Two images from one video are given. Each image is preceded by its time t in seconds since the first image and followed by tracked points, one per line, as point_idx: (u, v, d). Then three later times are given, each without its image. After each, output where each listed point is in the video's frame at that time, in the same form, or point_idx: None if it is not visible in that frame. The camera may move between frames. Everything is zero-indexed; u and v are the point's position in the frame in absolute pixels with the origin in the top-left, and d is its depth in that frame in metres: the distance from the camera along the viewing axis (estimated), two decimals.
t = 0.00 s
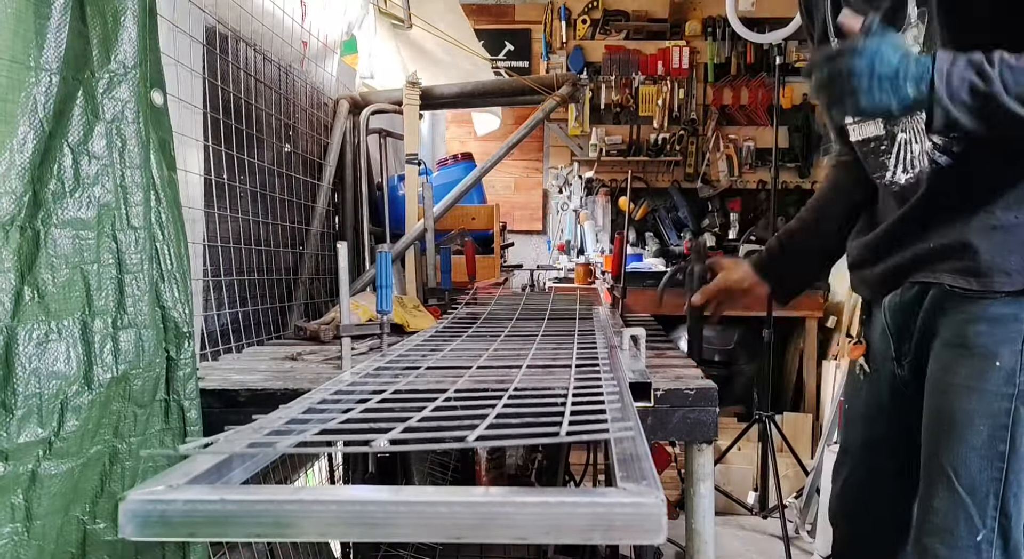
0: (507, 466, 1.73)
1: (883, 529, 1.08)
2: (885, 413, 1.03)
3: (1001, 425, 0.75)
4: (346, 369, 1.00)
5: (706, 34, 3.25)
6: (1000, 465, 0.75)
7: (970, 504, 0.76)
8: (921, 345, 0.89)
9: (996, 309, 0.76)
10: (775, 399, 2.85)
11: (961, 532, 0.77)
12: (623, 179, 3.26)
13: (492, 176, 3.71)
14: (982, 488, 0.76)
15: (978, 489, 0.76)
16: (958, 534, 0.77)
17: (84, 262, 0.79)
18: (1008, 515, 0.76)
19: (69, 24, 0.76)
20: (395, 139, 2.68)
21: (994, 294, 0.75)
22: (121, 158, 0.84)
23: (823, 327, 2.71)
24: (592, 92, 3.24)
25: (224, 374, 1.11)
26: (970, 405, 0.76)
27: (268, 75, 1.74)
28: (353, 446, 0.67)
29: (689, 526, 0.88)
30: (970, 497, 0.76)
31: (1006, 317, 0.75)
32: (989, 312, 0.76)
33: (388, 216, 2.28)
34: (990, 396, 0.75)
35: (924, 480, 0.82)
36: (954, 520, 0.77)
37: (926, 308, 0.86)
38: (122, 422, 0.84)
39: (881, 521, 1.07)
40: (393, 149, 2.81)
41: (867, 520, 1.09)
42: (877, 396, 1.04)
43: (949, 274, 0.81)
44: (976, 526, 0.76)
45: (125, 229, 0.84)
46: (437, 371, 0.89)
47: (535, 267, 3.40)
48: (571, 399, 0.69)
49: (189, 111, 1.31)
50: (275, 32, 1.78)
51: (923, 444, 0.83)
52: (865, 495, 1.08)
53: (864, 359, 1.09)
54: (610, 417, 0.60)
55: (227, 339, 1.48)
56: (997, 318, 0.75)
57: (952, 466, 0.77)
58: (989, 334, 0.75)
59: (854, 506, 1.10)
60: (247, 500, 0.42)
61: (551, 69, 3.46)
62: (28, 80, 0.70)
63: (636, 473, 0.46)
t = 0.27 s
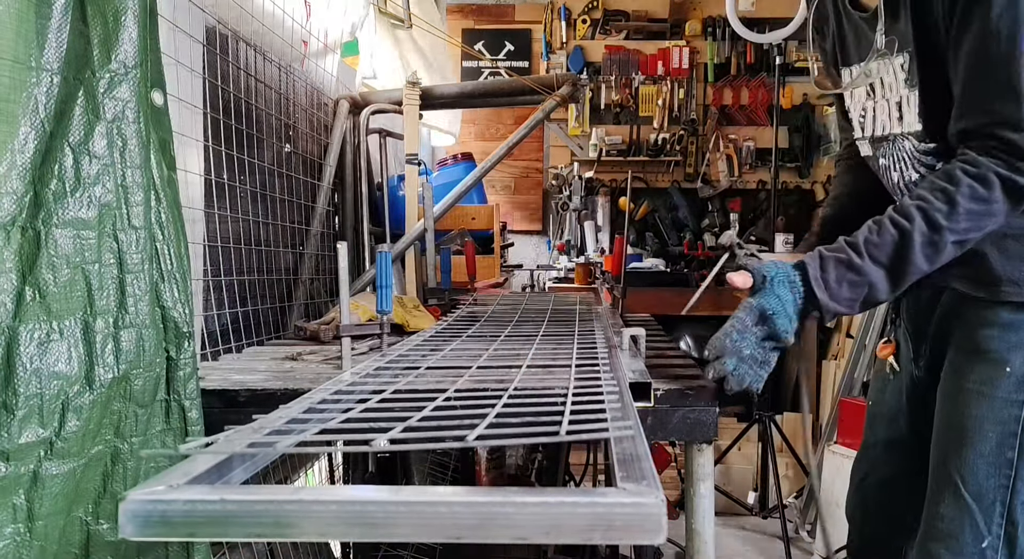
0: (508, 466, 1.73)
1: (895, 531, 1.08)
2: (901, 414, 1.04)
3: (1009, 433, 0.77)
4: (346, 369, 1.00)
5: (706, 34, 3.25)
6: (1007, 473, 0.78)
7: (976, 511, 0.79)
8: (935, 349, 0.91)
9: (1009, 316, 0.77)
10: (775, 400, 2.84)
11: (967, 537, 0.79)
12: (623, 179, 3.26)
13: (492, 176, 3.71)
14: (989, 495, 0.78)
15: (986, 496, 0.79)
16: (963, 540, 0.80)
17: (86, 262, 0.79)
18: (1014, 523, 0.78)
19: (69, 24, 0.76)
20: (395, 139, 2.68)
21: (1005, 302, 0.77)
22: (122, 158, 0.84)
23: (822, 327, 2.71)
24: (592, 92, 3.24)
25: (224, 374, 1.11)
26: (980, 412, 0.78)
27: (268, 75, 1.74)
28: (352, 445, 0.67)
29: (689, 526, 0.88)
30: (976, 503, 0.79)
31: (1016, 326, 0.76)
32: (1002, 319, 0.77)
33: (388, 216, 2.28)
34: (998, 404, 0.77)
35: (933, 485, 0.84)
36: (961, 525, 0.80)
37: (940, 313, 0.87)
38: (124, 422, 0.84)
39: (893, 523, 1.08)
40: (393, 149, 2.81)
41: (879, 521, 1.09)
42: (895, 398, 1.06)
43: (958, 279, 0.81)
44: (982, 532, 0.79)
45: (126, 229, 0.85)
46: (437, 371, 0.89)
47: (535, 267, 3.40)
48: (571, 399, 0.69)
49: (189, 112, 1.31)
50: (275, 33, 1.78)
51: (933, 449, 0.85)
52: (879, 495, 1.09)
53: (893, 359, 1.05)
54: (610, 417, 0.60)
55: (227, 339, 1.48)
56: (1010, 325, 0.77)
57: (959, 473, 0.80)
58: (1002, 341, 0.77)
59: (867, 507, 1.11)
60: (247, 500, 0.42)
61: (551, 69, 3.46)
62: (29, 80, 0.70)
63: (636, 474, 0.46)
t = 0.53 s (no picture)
0: (508, 466, 1.73)
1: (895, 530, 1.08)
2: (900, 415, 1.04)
3: (1006, 434, 0.77)
4: (346, 369, 1.00)
5: (706, 34, 3.25)
6: (1003, 474, 0.78)
7: (972, 513, 0.79)
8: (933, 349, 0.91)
9: (1007, 316, 0.77)
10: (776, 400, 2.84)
11: (963, 540, 0.80)
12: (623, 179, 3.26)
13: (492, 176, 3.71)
14: (985, 496, 0.78)
15: (982, 497, 0.79)
16: (959, 542, 0.80)
17: (86, 262, 0.79)
18: (1010, 525, 0.78)
19: (69, 23, 0.76)
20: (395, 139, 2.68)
21: (1001, 303, 0.77)
22: (121, 157, 0.84)
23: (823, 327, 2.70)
24: (592, 92, 3.24)
25: (223, 374, 1.12)
26: (977, 413, 0.78)
27: (268, 75, 1.74)
28: (353, 446, 0.67)
29: (689, 526, 0.88)
30: (973, 505, 0.79)
31: (1013, 327, 0.76)
32: (999, 320, 0.77)
33: (388, 216, 2.28)
34: (995, 405, 0.77)
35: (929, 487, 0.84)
36: (956, 528, 0.80)
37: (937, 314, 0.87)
38: (125, 422, 0.84)
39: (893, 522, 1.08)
40: (393, 149, 2.81)
41: (878, 520, 1.09)
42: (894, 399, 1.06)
43: (955, 279, 0.82)
44: (978, 536, 0.79)
45: (126, 229, 0.85)
46: (437, 371, 0.89)
47: (535, 267, 3.40)
48: (571, 399, 0.69)
49: (189, 111, 1.31)
50: (275, 33, 1.79)
51: (930, 451, 0.85)
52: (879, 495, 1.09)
53: (889, 359, 1.08)
54: (610, 418, 0.60)
55: (227, 339, 1.48)
56: (1007, 325, 0.77)
57: (955, 474, 0.80)
58: (999, 342, 0.77)
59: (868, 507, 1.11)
60: (247, 500, 0.42)
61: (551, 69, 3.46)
62: (29, 80, 0.70)
63: (636, 473, 0.46)
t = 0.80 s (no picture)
0: (507, 466, 1.73)
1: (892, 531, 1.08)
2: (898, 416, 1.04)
3: (1005, 435, 0.77)
4: (346, 369, 1.00)
5: (706, 34, 3.25)
6: (1002, 474, 0.78)
7: (971, 513, 0.79)
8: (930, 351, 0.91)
9: (1006, 316, 0.77)
10: (775, 400, 2.84)
11: (962, 540, 0.79)
12: (623, 179, 3.26)
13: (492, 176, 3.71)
14: (984, 496, 0.78)
15: (981, 497, 0.78)
16: (958, 542, 0.80)
17: (86, 262, 0.79)
18: (1009, 526, 0.78)
19: (69, 23, 0.76)
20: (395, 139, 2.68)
21: (1000, 303, 0.77)
22: (121, 158, 0.84)
23: (823, 327, 2.70)
24: (592, 92, 3.24)
25: (223, 374, 1.12)
26: (976, 413, 0.78)
27: (268, 75, 1.74)
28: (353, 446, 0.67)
29: (688, 526, 0.88)
30: (972, 505, 0.79)
31: (1012, 327, 0.76)
32: (998, 320, 0.77)
33: (388, 216, 2.28)
34: (994, 404, 0.77)
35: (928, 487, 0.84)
36: (955, 528, 0.80)
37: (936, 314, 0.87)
38: (126, 422, 0.84)
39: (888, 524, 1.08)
40: (393, 149, 2.81)
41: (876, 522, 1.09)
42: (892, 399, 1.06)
43: (954, 279, 0.82)
44: (977, 536, 0.79)
45: (126, 229, 0.85)
46: (436, 371, 0.89)
47: (535, 267, 3.40)
48: (571, 399, 0.69)
49: (188, 111, 1.31)
50: (275, 33, 1.79)
51: (930, 451, 0.85)
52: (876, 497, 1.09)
53: (885, 359, 1.09)
54: (610, 419, 0.60)
55: (227, 339, 1.48)
56: (1006, 325, 0.77)
57: (954, 474, 0.80)
58: (998, 342, 0.77)
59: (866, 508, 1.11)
60: (247, 501, 0.42)
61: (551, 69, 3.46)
62: (29, 80, 0.70)
63: (636, 473, 0.46)
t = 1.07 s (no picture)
0: (507, 466, 1.72)
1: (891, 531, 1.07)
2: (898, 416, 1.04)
3: (1004, 435, 0.77)
4: (346, 369, 1.00)
5: (706, 34, 3.25)
6: (1002, 474, 0.78)
7: (970, 514, 0.79)
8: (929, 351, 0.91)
9: (1005, 317, 0.77)
10: (775, 400, 2.84)
11: (961, 541, 0.79)
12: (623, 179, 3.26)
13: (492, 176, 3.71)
14: (984, 496, 0.78)
15: (980, 497, 0.78)
16: (958, 542, 0.80)
17: (85, 262, 0.79)
18: (1008, 526, 0.78)
19: (69, 24, 0.76)
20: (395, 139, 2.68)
21: (1000, 303, 0.77)
22: (120, 158, 0.84)
23: (823, 327, 2.70)
24: (592, 92, 3.24)
25: (223, 374, 1.12)
26: (975, 413, 0.78)
27: (268, 75, 1.74)
28: (353, 446, 0.67)
29: (688, 526, 0.88)
30: (971, 505, 0.79)
31: (1012, 326, 0.76)
32: (997, 320, 0.77)
33: (388, 216, 2.28)
34: (993, 405, 0.77)
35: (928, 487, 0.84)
36: (955, 529, 0.80)
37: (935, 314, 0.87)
38: (124, 422, 0.84)
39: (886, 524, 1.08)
40: (393, 149, 2.81)
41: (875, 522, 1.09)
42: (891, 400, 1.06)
43: (954, 280, 0.82)
44: (977, 536, 0.79)
45: (125, 229, 0.85)
46: (436, 371, 0.89)
47: (534, 267, 3.40)
48: (571, 399, 0.69)
49: (188, 112, 1.31)
50: (275, 33, 1.79)
51: (929, 451, 0.85)
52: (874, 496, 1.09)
53: (884, 359, 1.09)
54: (610, 419, 0.60)
55: (227, 339, 1.48)
56: (1004, 325, 0.77)
57: (954, 475, 0.80)
58: (997, 342, 0.77)
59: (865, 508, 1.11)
60: (247, 501, 0.42)
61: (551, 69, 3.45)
62: (28, 80, 0.70)
63: (636, 473, 0.46)
